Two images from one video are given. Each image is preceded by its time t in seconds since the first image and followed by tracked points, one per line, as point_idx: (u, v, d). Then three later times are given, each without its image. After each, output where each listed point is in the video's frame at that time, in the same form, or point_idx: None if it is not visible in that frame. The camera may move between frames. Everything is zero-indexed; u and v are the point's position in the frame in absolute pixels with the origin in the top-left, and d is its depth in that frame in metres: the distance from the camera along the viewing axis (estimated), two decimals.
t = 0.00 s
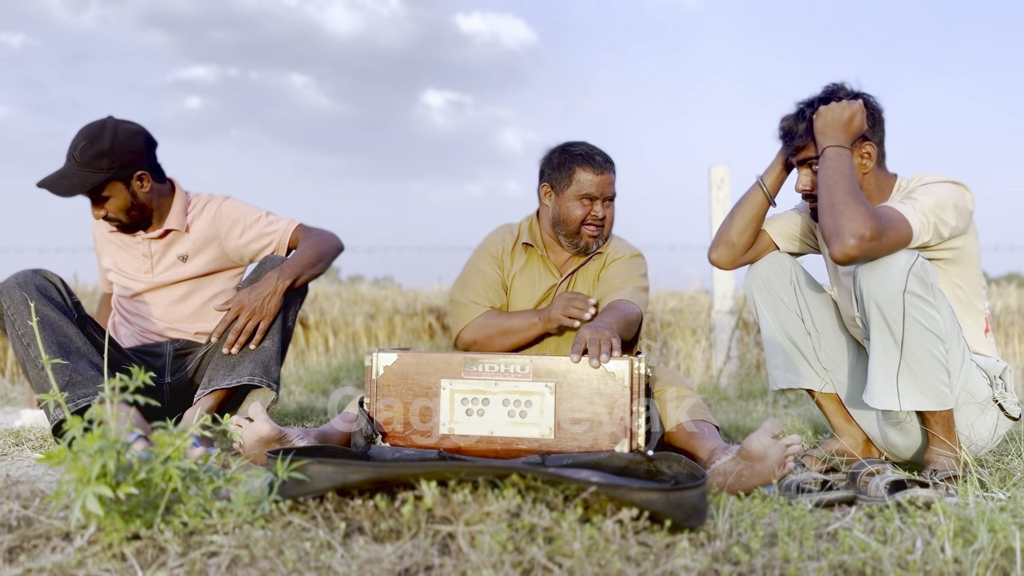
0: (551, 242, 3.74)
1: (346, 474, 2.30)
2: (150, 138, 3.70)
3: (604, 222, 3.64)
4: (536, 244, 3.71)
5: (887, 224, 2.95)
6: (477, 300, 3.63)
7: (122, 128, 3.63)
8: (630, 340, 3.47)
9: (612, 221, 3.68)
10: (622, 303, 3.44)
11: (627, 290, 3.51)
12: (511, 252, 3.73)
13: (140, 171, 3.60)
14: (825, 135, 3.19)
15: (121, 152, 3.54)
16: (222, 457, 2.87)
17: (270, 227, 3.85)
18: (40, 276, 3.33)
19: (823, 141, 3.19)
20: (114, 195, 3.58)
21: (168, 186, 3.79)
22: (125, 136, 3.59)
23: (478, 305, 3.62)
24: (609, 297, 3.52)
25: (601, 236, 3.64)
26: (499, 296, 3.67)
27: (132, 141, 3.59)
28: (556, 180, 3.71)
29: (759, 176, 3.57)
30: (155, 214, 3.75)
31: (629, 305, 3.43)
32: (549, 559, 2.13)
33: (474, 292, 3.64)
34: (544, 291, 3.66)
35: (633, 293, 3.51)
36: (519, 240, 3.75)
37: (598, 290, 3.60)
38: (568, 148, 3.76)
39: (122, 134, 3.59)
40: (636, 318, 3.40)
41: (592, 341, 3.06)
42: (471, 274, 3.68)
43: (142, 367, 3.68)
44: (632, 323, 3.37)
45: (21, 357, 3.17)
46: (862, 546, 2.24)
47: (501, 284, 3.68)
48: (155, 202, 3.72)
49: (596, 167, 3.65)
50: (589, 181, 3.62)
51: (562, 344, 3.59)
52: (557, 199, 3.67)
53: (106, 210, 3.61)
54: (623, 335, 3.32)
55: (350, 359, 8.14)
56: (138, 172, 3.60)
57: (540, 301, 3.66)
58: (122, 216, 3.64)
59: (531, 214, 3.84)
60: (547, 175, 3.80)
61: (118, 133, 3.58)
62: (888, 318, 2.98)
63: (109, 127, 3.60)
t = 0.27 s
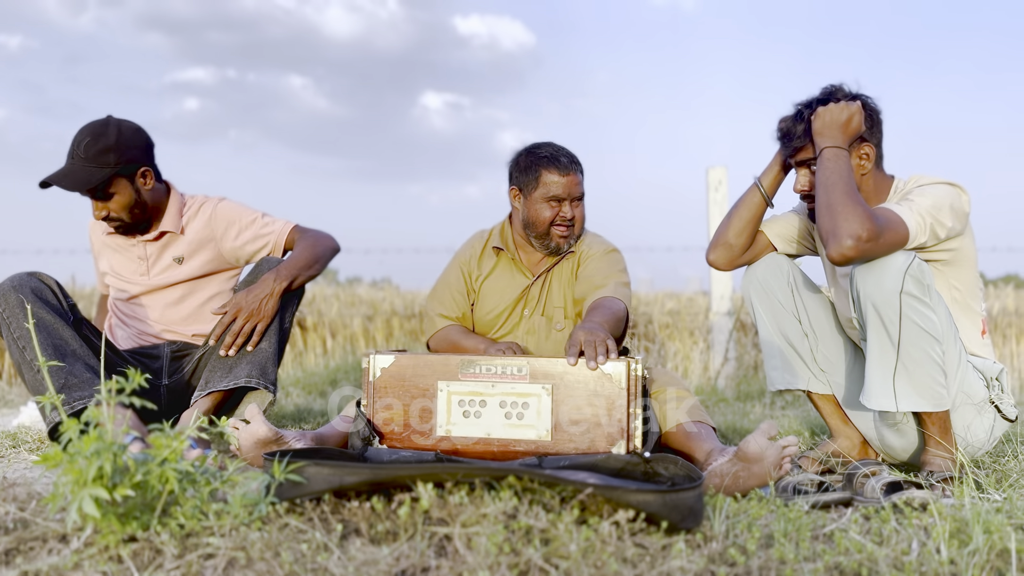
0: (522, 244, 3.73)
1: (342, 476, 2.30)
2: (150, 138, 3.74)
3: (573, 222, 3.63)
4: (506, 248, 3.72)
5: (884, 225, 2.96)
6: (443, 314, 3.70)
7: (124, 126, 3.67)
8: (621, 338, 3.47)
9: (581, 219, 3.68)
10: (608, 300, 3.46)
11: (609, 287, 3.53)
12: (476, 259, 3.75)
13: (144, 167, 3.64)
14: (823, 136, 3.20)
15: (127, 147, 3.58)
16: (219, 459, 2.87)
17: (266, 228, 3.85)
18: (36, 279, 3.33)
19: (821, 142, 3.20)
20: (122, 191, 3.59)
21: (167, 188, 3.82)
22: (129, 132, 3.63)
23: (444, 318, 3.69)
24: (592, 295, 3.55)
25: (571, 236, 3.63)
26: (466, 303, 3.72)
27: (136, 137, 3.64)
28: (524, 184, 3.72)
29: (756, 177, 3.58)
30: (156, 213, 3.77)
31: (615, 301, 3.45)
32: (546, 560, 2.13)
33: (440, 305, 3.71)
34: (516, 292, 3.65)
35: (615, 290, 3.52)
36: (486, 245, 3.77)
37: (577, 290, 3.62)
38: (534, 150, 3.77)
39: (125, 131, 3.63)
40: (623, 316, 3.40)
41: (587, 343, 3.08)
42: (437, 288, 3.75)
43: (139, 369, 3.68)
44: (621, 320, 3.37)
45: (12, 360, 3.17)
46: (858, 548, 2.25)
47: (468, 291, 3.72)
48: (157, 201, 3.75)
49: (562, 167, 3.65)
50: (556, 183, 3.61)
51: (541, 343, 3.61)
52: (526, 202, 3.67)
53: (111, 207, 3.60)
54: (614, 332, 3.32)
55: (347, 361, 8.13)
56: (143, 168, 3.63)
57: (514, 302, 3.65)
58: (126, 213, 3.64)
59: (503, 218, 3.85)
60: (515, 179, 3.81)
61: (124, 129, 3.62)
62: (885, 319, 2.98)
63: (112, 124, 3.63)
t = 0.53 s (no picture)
0: (507, 246, 3.73)
1: (340, 478, 2.30)
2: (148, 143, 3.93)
3: (555, 221, 3.63)
4: (491, 251, 3.72)
5: (884, 226, 2.96)
6: (434, 320, 3.70)
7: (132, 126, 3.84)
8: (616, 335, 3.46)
9: (564, 217, 3.66)
10: (602, 296, 3.45)
11: (600, 282, 3.52)
12: (463, 263, 3.75)
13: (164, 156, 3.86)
14: (825, 136, 3.20)
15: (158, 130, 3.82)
16: (217, 461, 2.87)
17: (263, 228, 3.85)
18: (31, 282, 3.33)
19: (823, 142, 3.20)
20: (158, 178, 3.68)
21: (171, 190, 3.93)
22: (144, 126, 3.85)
23: (436, 324, 3.69)
24: (584, 293, 3.53)
25: (554, 234, 3.63)
26: (456, 308, 3.72)
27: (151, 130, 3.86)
28: (505, 186, 3.73)
29: (756, 177, 3.58)
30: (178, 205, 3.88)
31: (608, 297, 3.45)
32: (544, 562, 2.13)
33: (432, 311, 3.71)
34: (504, 294, 3.65)
35: (606, 284, 3.52)
36: (472, 250, 3.78)
37: (568, 289, 3.61)
38: (514, 152, 3.78)
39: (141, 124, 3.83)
40: (617, 311, 3.40)
41: (585, 344, 3.07)
42: (427, 294, 3.75)
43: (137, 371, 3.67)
44: (615, 316, 3.37)
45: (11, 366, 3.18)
46: (857, 549, 2.25)
47: (457, 295, 3.72)
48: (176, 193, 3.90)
49: (541, 167, 3.65)
50: (535, 182, 3.62)
51: (532, 344, 3.62)
52: (507, 204, 3.68)
53: (147, 191, 3.65)
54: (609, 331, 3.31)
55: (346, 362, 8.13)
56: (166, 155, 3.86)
57: (503, 303, 3.65)
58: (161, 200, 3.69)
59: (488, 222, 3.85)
60: (497, 182, 3.83)
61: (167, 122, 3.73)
62: (885, 320, 2.98)
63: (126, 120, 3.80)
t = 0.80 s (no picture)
0: (512, 247, 3.74)
1: (342, 478, 2.30)
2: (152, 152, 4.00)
3: (564, 223, 3.64)
4: (496, 252, 3.73)
5: (886, 227, 2.97)
6: (437, 320, 3.69)
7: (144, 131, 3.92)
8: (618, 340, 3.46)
9: (573, 220, 3.68)
10: (605, 302, 3.46)
11: (605, 286, 3.53)
12: (467, 264, 3.76)
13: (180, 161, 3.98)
14: (828, 136, 3.21)
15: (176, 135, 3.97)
16: (218, 461, 2.87)
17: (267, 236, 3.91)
18: (70, 265, 3.32)
19: (826, 142, 3.21)
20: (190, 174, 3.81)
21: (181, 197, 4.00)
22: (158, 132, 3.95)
23: (438, 325, 3.68)
24: (587, 298, 3.55)
25: (563, 236, 3.64)
26: (459, 309, 3.72)
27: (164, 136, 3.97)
28: (513, 187, 3.73)
29: (756, 178, 3.59)
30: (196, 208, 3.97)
31: (612, 303, 3.45)
32: (545, 562, 2.13)
33: (434, 311, 3.71)
34: (508, 296, 3.66)
35: (610, 289, 3.53)
36: (478, 251, 3.78)
37: (571, 293, 3.63)
38: (522, 153, 3.78)
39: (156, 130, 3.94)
40: (621, 316, 3.41)
41: (585, 344, 3.08)
42: (430, 293, 3.75)
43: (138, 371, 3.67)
44: (617, 321, 3.37)
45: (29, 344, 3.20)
46: (857, 550, 2.26)
47: (461, 296, 3.72)
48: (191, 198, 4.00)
49: (552, 169, 3.66)
50: (545, 184, 3.63)
51: (536, 346, 3.62)
52: (516, 205, 3.68)
53: (183, 184, 3.76)
54: (610, 334, 3.31)
55: (346, 363, 8.13)
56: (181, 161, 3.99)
57: (507, 304, 3.66)
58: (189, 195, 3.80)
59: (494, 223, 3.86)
60: (504, 183, 3.82)
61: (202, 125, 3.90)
62: (886, 321, 2.99)
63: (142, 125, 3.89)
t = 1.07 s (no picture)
0: (523, 248, 3.74)
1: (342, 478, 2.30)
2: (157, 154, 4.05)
3: (577, 225, 3.64)
4: (507, 253, 3.72)
5: (886, 229, 2.97)
6: (442, 319, 3.69)
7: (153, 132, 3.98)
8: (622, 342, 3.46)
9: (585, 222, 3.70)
10: (610, 303, 3.47)
11: (611, 290, 3.54)
12: (476, 264, 3.75)
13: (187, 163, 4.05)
14: (830, 137, 3.21)
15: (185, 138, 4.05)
16: (218, 461, 2.87)
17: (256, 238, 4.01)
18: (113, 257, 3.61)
19: (828, 143, 3.21)
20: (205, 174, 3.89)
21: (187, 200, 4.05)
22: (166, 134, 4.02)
23: (442, 323, 3.69)
24: (594, 302, 3.56)
25: (575, 239, 3.65)
26: (465, 309, 3.72)
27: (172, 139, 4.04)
28: (527, 187, 3.71)
29: (755, 179, 3.59)
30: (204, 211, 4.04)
31: (617, 305, 3.46)
32: (545, 563, 2.13)
33: (438, 309, 3.71)
34: (517, 297, 3.66)
35: (616, 292, 3.53)
36: (489, 250, 3.77)
37: (579, 297, 3.62)
38: (537, 155, 3.78)
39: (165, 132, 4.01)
40: (625, 319, 3.41)
41: (586, 346, 3.08)
42: (435, 292, 3.74)
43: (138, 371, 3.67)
44: (622, 323, 3.38)
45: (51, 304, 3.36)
46: (857, 551, 2.26)
47: (467, 296, 3.72)
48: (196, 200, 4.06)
49: (567, 171, 3.67)
50: (560, 187, 3.63)
51: (541, 349, 3.63)
52: (529, 206, 3.67)
53: (197, 183, 3.84)
54: (615, 336, 3.32)
55: (345, 364, 8.13)
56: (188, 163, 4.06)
57: (515, 306, 3.66)
58: (202, 195, 3.89)
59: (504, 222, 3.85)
60: (516, 182, 3.81)
61: (223, 129, 3.99)
62: (886, 323, 2.99)
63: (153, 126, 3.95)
